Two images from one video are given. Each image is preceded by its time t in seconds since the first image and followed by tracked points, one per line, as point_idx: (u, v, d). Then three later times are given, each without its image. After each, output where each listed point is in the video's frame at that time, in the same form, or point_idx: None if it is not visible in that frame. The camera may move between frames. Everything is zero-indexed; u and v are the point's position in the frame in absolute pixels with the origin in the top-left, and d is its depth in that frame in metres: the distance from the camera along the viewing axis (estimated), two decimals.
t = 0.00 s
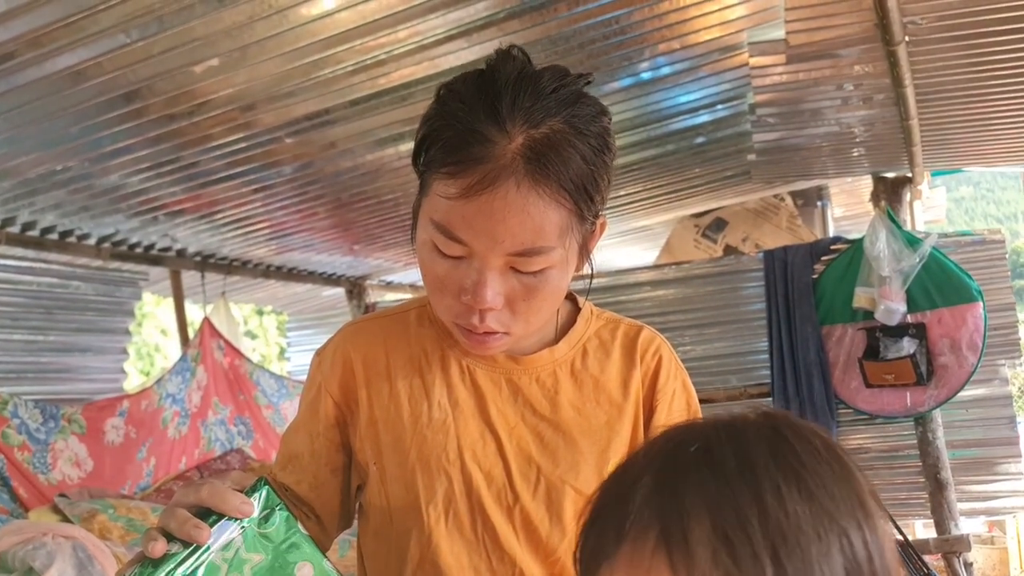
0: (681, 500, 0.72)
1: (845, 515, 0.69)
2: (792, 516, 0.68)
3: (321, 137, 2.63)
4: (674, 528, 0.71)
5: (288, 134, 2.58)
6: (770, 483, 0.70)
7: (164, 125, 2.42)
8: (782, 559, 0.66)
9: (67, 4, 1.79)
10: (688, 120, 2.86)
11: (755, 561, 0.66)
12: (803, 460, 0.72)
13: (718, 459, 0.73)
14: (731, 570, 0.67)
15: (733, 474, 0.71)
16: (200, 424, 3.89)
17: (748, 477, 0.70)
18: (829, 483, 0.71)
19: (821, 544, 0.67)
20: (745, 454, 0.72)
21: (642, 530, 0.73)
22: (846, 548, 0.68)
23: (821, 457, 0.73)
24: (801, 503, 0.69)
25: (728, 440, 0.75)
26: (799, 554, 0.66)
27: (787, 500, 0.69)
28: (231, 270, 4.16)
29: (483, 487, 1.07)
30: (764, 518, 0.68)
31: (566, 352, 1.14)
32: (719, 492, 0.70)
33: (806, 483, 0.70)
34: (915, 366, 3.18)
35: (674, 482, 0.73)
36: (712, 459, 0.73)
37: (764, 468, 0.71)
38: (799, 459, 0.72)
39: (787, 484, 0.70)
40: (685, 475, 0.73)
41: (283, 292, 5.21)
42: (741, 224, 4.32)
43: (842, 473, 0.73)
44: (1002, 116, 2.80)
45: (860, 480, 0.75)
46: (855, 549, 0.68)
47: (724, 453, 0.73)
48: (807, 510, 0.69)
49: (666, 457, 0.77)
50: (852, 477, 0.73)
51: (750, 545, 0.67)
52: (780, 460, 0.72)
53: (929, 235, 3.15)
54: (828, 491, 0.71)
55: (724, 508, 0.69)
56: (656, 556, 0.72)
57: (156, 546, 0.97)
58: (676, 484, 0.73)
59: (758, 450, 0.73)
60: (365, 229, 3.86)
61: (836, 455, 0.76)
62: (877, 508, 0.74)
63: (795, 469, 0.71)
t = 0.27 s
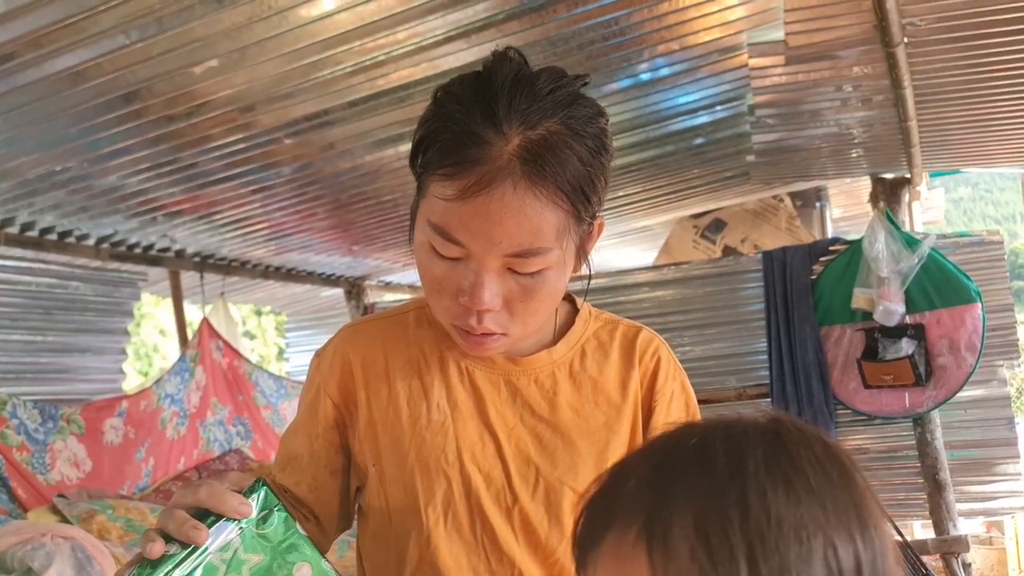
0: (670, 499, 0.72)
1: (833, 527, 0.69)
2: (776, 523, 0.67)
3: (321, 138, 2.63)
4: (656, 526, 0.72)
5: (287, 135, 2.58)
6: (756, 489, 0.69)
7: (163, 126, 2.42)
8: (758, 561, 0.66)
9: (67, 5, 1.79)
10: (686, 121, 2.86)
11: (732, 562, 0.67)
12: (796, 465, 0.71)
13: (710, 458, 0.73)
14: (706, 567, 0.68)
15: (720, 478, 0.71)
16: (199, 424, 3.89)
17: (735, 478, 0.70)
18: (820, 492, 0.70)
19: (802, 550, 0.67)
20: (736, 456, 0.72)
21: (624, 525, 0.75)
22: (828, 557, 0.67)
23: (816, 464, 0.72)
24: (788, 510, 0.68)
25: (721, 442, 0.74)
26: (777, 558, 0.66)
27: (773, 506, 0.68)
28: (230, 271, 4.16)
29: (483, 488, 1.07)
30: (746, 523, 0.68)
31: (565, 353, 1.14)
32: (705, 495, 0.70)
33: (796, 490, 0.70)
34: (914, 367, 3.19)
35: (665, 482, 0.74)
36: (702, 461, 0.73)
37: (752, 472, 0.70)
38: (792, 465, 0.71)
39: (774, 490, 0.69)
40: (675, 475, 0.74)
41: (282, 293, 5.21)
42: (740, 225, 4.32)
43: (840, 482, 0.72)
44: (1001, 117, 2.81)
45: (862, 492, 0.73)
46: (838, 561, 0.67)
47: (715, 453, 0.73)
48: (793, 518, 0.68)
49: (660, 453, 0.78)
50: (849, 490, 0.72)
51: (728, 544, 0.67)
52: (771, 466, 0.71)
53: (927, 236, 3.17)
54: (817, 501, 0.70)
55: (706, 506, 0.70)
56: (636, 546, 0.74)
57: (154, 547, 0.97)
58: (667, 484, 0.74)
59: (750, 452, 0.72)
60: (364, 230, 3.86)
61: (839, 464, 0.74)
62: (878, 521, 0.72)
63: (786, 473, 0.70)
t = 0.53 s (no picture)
0: (663, 513, 0.73)
1: (821, 541, 0.68)
2: (763, 538, 0.67)
3: (321, 140, 2.64)
4: (647, 536, 0.73)
5: (287, 138, 2.58)
6: (744, 503, 0.69)
7: (164, 129, 2.42)
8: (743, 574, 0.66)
9: (68, 8, 1.79)
10: (686, 124, 2.87)
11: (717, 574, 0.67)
12: (787, 477, 0.71)
13: (700, 470, 0.73)
14: None
15: (711, 493, 0.71)
16: (198, 427, 3.89)
17: (724, 490, 0.70)
18: (811, 506, 0.70)
19: (789, 564, 0.66)
20: (726, 468, 0.72)
21: (616, 538, 0.77)
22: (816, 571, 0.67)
23: (807, 477, 0.71)
24: (776, 525, 0.68)
25: (714, 453, 0.74)
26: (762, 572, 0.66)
27: (761, 521, 0.68)
28: (230, 273, 4.16)
29: (483, 493, 1.07)
30: (734, 539, 0.68)
31: (564, 358, 1.15)
32: (695, 509, 0.71)
33: (786, 503, 0.69)
34: (913, 369, 3.20)
35: (658, 495, 0.75)
36: (694, 473, 0.73)
37: (741, 484, 0.70)
38: (783, 477, 0.71)
39: (763, 504, 0.69)
40: (668, 487, 0.74)
41: (281, 295, 5.21)
42: (739, 227, 4.32)
43: (833, 495, 0.71)
44: (999, 120, 2.81)
45: (856, 506, 0.72)
46: None
47: (706, 466, 0.73)
48: (781, 532, 0.67)
49: (655, 465, 0.79)
50: (840, 503, 0.71)
51: (714, 558, 0.68)
52: (761, 479, 0.70)
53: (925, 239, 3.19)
54: (807, 515, 0.69)
55: (695, 520, 0.70)
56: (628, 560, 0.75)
57: (157, 552, 0.96)
58: (660, 495, 0.75)
59: (741, 464, 0.72)
60: (364, 232, 3.86)
61: (835, 476, 0.73)
62: (872, 536, 0.71)
63: (776, 485, 0.70)
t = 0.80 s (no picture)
0: (657, 523, 0.72)
1: (820, 553, 0.67)
2: (759, 551, 0.66)
3: (318, 141, 2.63)
4: (643, 543, 0.73)
5: (284, 138, 2.57)
6: (740, 514, 0.68)
7: (160, 130, 2.41)
8: None
9: (64, 8, 1.78)
10: (684, 124, 2.86)
11: None
12: (785, 487, 0.70)
13: (697, 480, 0.72)
14: None
15: (706, 503, 0.70)
16: (196, 428, 3.88)
17: (720, 501, 0.69)
18: (809, 520, 0.68)
19: None
20: (723, 478, 0.71)
21: (613, 549, 0.76)
22: None
23: (806, 487, 0.70)
24: (772, 538, 0.66)
25: (712, 461, 0.73)
26: None
27: (757, 534, 0.67)
28: (228, 274, 4.15)
29: (478, 494, 1.06)
30: (729, 552, 0.66)
31: (560, 359, 1.14)
32: (690, 519, 0.70)
33: (783, 516, 0.68)
34: (911, 370, 3.20)
35: (653, 502, 0.74)
36: (690, 482, 0.72)
37: (738, 495, 0.69)
38: (782, 489, 0.69)
39: (759, 516, 0.67)
40: (664, 495, 0.73)
41: (279, 296, 5.20)
42: (738, 227, 4.32)
43: (835, 508, 0.70)
44: (998, 120, 2.81)
45: (860, 520, 0.70)
46: None
47: (703, 475, 0.72)
48: (777, 545, 0.66)
49: (649, 475, 0.78)
50: (841, 514, 0.70)
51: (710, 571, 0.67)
52: (758, 490, 0.69)
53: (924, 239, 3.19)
54: (806, 529, 0.67)
55: (690, 531, 0.69)
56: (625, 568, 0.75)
57: (148, 556, 0.96)
58: (655, 502, 0.74)
59: (738, 474, 0.71)
60: (362, 233, 3.85)
61: (839, 489, 0.71)
62: (875, 547, 0.69)
63: (774, 496, 0.69)
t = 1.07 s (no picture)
0: (651, 526, 0.72)
1: (815, 560, 0.66)
2: (752, 557, 0.66)
3: (315, 142, 2.63)
4: (638, 546, 0.73)
5: (281, 140, 2.57)
6: (734, 520, 0.68)
7: (157, 132, 2.41)
8: None
9: (60, 10, 1.78)
10: (681, 125, 2.86)
11: None
12: (780, 493, 0.69)
13: (693, 484, 0.72)
14: None
15: (701, 507, 0.70)
16: (193, 430, 3.87)
17: (715, 506, 0.69)
18: (804, 527, 0.68)
19: None
20: (718, 483, 0.71)
21: (609, 554, 0.76)
22: None
23: (802, 493, 0.70)
24: (766, 545, 0.66)
25: (707, 465, 0.73)
26: None
27: (751, 539, 0.67)
28: (225, 276, 4.15)
29: (473, 496, 1.06)
30: (723, 558, 0.66)
31: (556, 360, 1.14)
32: (685, 523, 0.70)
33: (778, 522, 0.67)
34: (909, 370, 3.20)
35: (649, 505, 0.74)
36: (685, 486, 0.72)
37: (733, 500, 0.69)
38: (777, 494, 0.69)
39: (752, 522, 0.67)
40: (659, 498, 0.74)
41: (277, 298, 5.20)
42: (736, 228, 4.32)
43: (830, 514, 0.69)
44: (995, 120, 2.81)
45: (857, 527, 0.70)
46: None
47: (699, 480, 0.72)
48: (771, 551, 0.66)
49: (642, 479, 0.78)
50: (837, 521, 0.69)
51: None
52: (753, 495, 0.69)
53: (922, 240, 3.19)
54: (800, 536, 0.67)
55: (684, 536, 0.69)
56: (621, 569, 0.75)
57: (141, 559, 0.96)
58: (651, 504, 0.74)
59: (733, 479, 0.71)
60: (360, 234, 3.85)
61: (837, 496, 0.71)
62: (870, 553, 0.69)
63: (770, 501, 0.69)
